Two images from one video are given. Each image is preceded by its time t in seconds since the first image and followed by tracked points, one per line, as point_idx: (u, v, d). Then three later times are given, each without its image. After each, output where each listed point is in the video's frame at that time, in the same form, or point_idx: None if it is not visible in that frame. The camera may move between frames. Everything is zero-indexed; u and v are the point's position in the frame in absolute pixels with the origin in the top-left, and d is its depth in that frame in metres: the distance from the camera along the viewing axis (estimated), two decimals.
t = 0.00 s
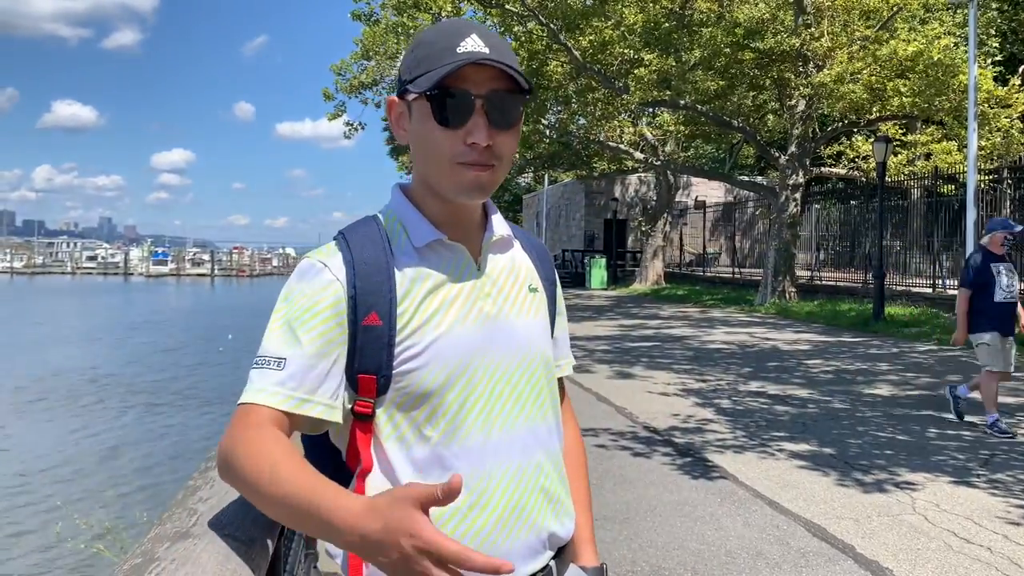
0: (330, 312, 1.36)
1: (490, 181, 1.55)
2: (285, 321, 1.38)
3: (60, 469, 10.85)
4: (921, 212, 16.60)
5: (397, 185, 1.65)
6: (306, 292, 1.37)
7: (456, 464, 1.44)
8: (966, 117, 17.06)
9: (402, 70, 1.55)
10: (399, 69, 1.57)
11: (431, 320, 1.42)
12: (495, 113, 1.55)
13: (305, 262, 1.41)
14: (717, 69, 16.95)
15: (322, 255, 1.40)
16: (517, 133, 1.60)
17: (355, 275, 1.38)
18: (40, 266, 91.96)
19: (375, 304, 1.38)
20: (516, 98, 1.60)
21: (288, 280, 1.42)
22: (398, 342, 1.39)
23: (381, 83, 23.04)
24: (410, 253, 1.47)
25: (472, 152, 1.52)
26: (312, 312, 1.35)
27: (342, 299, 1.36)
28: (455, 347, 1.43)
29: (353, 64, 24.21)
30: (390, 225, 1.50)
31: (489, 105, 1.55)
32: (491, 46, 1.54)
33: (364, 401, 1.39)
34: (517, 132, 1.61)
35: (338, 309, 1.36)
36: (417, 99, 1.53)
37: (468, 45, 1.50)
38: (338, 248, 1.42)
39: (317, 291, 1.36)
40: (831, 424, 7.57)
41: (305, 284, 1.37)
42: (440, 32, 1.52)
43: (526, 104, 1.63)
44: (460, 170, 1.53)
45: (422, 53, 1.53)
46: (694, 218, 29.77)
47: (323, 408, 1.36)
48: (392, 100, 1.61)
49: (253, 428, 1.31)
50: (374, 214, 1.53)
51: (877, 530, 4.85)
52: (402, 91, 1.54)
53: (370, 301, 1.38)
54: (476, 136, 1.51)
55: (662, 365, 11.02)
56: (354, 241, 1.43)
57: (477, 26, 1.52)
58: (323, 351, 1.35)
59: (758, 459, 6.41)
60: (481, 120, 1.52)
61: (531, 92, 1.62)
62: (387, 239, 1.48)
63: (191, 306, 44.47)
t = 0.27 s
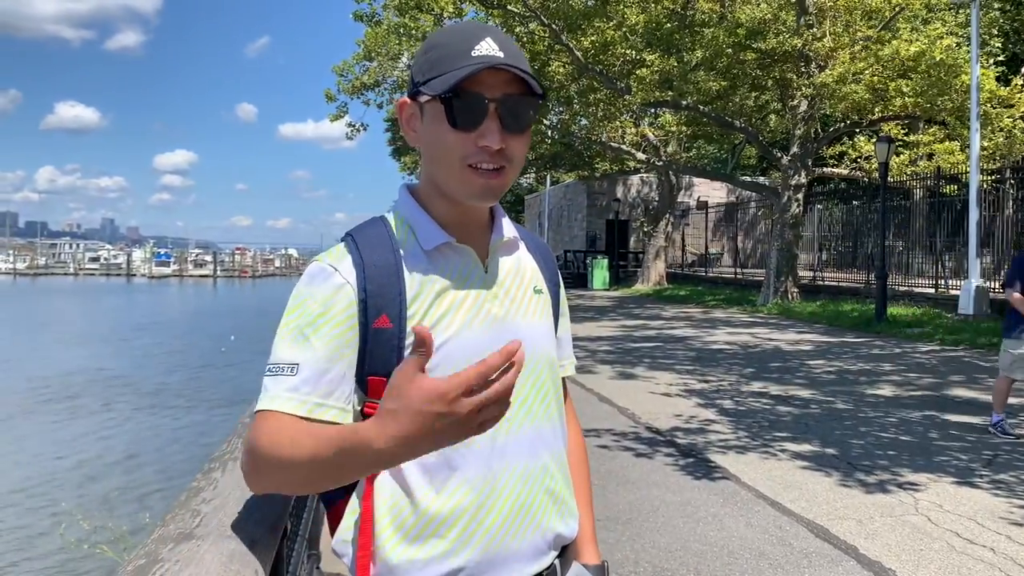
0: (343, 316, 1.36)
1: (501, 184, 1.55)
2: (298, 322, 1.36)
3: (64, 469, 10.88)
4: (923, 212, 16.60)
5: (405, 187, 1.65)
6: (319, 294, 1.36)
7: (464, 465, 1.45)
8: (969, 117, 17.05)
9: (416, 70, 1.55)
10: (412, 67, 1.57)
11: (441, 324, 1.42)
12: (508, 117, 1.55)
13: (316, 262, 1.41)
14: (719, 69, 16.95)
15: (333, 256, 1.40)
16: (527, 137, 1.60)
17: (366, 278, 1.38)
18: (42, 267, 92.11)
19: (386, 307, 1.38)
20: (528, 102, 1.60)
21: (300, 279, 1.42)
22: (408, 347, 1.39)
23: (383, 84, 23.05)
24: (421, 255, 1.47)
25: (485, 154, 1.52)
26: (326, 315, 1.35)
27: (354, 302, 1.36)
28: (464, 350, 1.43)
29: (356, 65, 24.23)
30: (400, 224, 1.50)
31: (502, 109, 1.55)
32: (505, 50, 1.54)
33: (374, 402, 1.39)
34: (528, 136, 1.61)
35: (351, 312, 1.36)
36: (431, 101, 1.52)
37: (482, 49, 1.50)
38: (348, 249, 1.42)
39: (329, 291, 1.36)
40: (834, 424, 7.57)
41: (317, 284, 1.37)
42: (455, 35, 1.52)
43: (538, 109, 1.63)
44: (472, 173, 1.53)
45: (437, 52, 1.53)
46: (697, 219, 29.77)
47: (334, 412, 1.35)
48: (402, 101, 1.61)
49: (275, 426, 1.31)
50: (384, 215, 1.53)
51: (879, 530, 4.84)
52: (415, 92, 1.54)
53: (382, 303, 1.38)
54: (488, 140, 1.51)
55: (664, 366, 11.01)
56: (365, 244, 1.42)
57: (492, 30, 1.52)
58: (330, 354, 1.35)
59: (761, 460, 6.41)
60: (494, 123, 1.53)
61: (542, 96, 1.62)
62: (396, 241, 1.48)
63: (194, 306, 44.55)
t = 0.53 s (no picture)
0: (353, 315, 1.35)
1: (503, 184, 1.55)
2: (309, 321, 1.36)
3: (67, 470, 10.90)
4: (926, 212, 16.59)
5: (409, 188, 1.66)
6: (328, 291, 1.36)
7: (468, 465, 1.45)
8: (971, 117, 17.03)
9: (418, 71, 1.55)
10: (414, 68, 1.57)
11: (447, 324, 1.43)
12: (511, 117, 1.55)
13: (321, 262, 1.41)
14: (721, 70, 16.95)
15: (341, 255, 1.40)
16: (530, 137, 1.60)
17: (375, 278, 1.38)
18: (46, 268, 92.30)
19: (394, 306, 1.38)
20: (531, 102, 1.60)
21: (308, 279, 1.41)
22: (413, 347, 1.40)
23: (385, 85, 23.04)
24: (427, 255, 1.48)
25: (489, 153, 1.52)
26: (337, 313, 1.35)
27: (363, 301, 1.36)
28: (469, 351, 1.44)
29: (358, 66, 24.23)
30: (406, 226, 1.50)
31: (505, 110, 1.55)
32: (505, 50, 1.54)
33: (381, 401, 1.39)
34: (531, 136, 1.61)
35: (358, 314, 1.36)
36: (434, 101, 1.52)
37: (483, 50, 1.51)
38: (356, 249, 1.42)
39: (337, 291, 1.36)
40: (837, 424, 7.56)
41: (326, 284, 1.36)
42: (456, 37, 1.52)
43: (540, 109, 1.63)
44: (476, 173, 1.53)
45: (439, 54, 1.53)
46: (699, 219, 29.77)
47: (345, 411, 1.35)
48: (406, 104, 1.60)
49: (289, 427, 1.28)
50: (388, 216, 1.54)
51: (883, 531, 4.84)
52: (418, 93, 1.54)
53: (390, 302, 1.38)
54: (492, 138, 1.51)
55: (667, 366, 11.01)
56: (372, 244, 1.42)
57: (493, 30, 1.53)
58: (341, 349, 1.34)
59: (764, 460, 6.40)
60: (498, 122, 1.52)
61: (544, 95, 1.62)
62: (402, 241, 1.48)
63: (198, 308, 44.58)
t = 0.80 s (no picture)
0: (353, 317, 1.37)
1: (504, 184, 1.56)
2: (311, 329, 1.38)
3: (71, 471, 10.92)
4: (930, 212, 16.56)
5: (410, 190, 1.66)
6: (331, 294, 1.38)
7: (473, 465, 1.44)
8: (974, 117, 17.00)
9: (420, 73, 1.55)
10: (416, 70, 1.57)
11: (449, 322, 1.43)
12: (513, 119, 1.56)
13: (326, 264, 1.43)
14: (724, 70, 16.94)
15: (343, 259, 1.41)
16: (531, 137, 1.61)
17: (376, 278, 1.39)
18: (49, 270, 92.45)
19: (395, 305, 1.39)
20: (532, 105, 1.60)
21: (311, 282, 1.43)
22: (416, 346, 1.40)
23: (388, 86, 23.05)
24: (428, 255, 1.48)
25: (490, 154, 1.53)
26: (340, 317, 1.36)
27: (365, 303, 1.37)
28: (471, 349, 1.44)
29: (361, 67, 24.24)
30: (408, 227, 1.51)
31: (508, 111, 1.55)
32: (507, 51, 1.54)
33: (385, 402, 1.39)
34: (533, 137, 1.62)
35: (362, 313, 1.37)
36: (436, 103, 1.53)
37: (486, 51, 1.51)
38: (357, 251, 1.43)
39: (341, 294, 1.37)
40: (840, 425, 7.55)
41: (328, 287, 1.38)
42: (458, 38, 1.52)
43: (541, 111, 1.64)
44: (478, 173, 1.54)
45: (442, 56, 1.52)
46: (702, 220, 29.75)
47: (349, 411, 1.36)
48: (407, 103, 1.59)
49: (291, 444, 1.30)
50: (390, 218, 1.54)
51: (886, 532, 4.83)
52: (419, 94, 1.54)
53: (393, 302, 1.39)
54: (494, 139, 1.52)
55: (669, 367, 11.00)
56: (374, 246, 1.43)
57: (493, 33, 1.53)
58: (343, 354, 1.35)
59: (767, 461, 6.39)
60: (500, 124, 1.53)
61: (547, 97, 1.62)
62: (404, 242, 1.48)
63: (200, 309, 44.60)
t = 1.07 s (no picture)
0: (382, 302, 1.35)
1: (511, 186, 1.58)
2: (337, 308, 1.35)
3: (75, 472, 10.94)
4: (932, 213, 16.56)
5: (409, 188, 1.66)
6: (353, 283, 1.36)
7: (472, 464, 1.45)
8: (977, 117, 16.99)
9: (424, 76, 1.51)
10: (414, 71, 1.53)
11: (449, 321, 1.43)
12: (522, 121, 1.58)
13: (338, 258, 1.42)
14: (726, 71, 16.94)
15: (354, 251, 1.41)
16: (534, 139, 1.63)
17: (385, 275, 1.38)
18: (53, 271, 92.70)
19: (414, 302, 1.39)
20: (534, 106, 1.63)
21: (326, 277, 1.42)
22: (420, 345, 1.40)
23: (390, 87, 23.06)
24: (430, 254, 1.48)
25: (503, 157, 1.54)
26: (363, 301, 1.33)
27: (390, 290, 1.36)
28: (470, 349, 1.44)
29: (364, 68, 24.26)
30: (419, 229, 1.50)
31: (518, 114, 1.57)
32: (513, 56, 1.55)
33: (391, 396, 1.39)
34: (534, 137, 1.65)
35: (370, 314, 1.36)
36: (450, 107, 1.50)
37: (496, 56, 1.51)
38: (363, 248, 1.41)
39: (354, 288, 1.35)
40: (843, 426, 7.55)
41: (344, 281, 1.37)
42: (467, 41, 1.50)
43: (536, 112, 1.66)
44: (491, 179, 1.55)
45: (449, 58, 1.50)
46: (704, 220, 29.73)
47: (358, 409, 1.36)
48: (408, 104, 1.54)
49: (356, 400, 1.23)
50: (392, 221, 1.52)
51: (890, 533, 4.83)
52: (426, 98, 1.50)
53: (407, 296, 1.39)
54: (509, 144, 1.53)
55: (672, 368, 11.00)
56: (380, 244, 1.42)
57: (499, 38, 1.53)
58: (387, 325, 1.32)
59: (770, 462, 6.39)
60: (513, 127, 1.55)
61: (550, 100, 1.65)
62: (410, 237, 1.48)
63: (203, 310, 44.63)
